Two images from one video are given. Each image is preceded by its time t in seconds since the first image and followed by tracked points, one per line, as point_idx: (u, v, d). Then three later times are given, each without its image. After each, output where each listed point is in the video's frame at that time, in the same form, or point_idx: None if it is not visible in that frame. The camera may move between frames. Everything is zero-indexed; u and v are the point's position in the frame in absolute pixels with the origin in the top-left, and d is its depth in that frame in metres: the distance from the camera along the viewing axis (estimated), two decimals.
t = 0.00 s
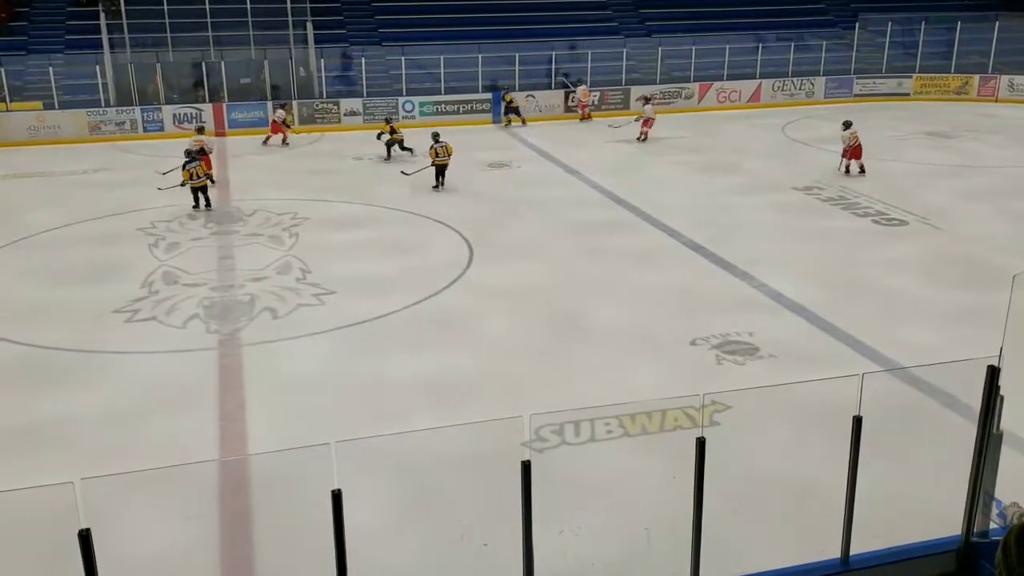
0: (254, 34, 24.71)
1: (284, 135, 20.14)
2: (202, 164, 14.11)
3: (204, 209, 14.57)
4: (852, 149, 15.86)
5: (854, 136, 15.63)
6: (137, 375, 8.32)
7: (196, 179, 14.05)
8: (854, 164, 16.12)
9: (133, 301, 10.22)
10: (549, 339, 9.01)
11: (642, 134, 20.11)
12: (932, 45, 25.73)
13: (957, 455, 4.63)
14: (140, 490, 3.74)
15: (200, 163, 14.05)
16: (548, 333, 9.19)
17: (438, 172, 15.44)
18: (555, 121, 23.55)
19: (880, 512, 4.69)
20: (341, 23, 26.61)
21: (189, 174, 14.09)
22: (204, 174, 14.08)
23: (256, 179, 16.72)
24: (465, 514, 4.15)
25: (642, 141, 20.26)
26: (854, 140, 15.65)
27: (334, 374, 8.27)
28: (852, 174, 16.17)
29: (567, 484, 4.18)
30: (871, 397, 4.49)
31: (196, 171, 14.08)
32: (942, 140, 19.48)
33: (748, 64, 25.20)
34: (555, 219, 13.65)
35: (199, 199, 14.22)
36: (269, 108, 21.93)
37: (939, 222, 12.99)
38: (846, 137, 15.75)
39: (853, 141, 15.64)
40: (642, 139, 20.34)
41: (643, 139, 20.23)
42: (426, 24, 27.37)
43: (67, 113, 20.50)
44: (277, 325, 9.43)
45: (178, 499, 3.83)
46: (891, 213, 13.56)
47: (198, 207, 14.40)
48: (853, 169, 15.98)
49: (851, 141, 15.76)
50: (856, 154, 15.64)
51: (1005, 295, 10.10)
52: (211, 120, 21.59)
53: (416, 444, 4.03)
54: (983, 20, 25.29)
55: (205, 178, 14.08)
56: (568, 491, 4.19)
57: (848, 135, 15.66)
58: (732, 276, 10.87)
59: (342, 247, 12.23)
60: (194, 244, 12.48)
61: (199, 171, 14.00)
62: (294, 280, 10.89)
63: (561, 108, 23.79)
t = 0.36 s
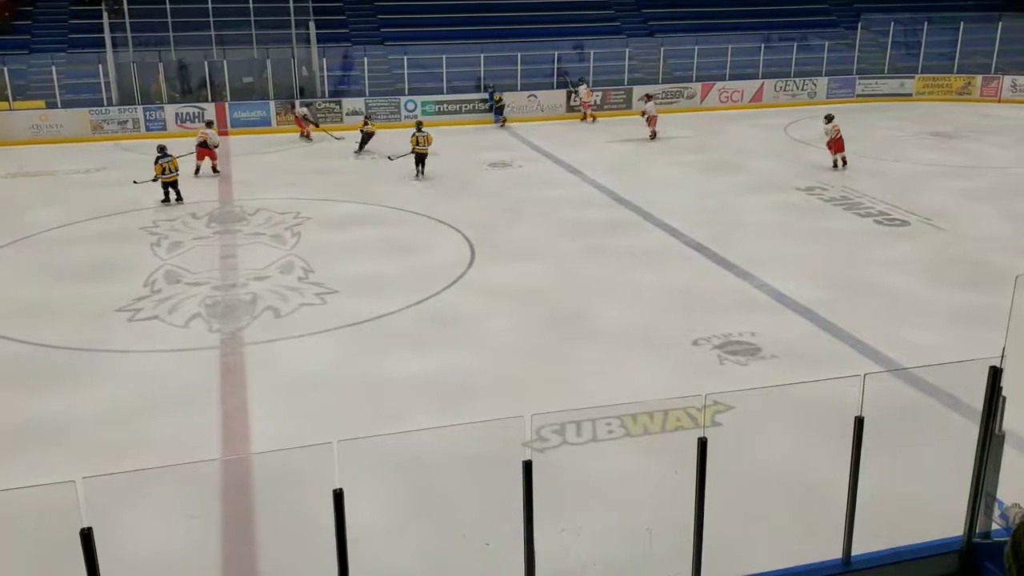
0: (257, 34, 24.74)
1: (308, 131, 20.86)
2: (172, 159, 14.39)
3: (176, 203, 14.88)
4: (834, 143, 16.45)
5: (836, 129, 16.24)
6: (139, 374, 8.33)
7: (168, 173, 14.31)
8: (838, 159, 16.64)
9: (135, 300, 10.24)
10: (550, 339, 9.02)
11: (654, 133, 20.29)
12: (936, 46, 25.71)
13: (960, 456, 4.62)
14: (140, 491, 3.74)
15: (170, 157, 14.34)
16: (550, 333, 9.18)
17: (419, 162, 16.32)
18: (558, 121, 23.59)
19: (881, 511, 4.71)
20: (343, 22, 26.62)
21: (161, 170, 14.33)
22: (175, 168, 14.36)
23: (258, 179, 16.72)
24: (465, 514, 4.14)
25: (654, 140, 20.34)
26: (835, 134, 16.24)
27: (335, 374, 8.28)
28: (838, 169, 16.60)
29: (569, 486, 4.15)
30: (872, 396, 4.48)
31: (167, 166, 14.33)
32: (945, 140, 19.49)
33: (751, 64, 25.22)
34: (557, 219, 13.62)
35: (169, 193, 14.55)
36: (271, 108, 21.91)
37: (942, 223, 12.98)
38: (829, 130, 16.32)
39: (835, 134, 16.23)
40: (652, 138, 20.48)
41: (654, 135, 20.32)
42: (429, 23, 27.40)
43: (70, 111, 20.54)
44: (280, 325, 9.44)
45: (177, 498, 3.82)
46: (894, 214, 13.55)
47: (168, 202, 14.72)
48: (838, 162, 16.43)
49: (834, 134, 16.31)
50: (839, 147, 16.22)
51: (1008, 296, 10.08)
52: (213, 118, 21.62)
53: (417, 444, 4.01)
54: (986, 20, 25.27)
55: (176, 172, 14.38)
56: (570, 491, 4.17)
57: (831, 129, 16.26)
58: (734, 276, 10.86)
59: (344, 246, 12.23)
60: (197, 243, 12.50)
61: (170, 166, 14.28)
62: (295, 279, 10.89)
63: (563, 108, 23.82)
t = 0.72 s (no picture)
0: (261, 34, 24.79)
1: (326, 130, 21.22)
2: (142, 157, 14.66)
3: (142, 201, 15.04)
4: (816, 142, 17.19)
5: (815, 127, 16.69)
6: (143, 373, 8.35)
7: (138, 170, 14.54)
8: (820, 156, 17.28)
9: (140, 299, 10.25)
10: (554, 339, 9.03)
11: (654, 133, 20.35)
12: (940, 47, 25.66)
13: (966, 458, 4.60)
14: (145, 491, 3.75)
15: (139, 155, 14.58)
16: (553, 333, 9.18)
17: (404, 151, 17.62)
18: (562, 121, 23.48)
19: (884, 513, 4.69)
20: (347, 23, 26.62)
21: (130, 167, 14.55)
22: (144, 166, 14.62)
23: (262, 179, 16.74)
24: (470, 515, 4.14)
25: (655, 141, 20.37)
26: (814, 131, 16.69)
27: (339, 373, 8.29)
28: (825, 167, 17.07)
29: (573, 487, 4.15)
30: (878, 398, 4.47)
31: (138, 163, 14.58)
32: (949, 141, 19.45)
33: (755, 64, 25.20)
34: (560, 219, 13.61)
35: (136, 190, 14.73)
36: (276, 108, 21.84)
37: (945, 224, 12.96)
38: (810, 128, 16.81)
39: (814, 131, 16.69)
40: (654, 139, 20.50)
41: (654, 135, 20.39)
42: (432, 23, 27.43)
43: (75, 111, 20.57)
44: (284, 324, 9.45)
45: (180, 498, 3.82)
46: (898, 215, 13.53)
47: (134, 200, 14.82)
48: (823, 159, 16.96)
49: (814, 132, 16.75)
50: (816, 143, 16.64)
51: (1012, 297, 10.07)
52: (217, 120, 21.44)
53: (420, 442, 4.03)
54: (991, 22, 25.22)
55: (145, 169, 14.63)
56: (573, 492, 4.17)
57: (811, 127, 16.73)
58: (737, 277, 10.85)
59: (347, 246, 12.25)
60: (201, 243, 12.53)
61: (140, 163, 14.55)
62: (299, 279, 10.90)
63: (567, 108, 23.69)
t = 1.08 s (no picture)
0: (265, 34, 24.83)
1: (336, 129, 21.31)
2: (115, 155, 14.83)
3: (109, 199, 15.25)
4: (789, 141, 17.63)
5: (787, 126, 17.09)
6: (147, 372, 8.36)
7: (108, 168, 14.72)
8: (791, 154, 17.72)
9: (143, 299, 10.27)
10: (557, 339, 9.03)
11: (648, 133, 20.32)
12: (945, 47, 25.61)
13: (970, 459, 4.60)
14: (149, 489, 3.76)
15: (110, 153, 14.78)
16: (556, 333, 9.18)
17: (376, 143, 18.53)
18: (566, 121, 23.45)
19: (888, 514, 4.67)
20: (351, 22, 26.61)
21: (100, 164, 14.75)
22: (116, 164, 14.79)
23: (265, 178, 16.75)
24: (473, 515, 4.14)
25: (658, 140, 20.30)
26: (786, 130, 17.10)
27: (342, 373, 8.29)
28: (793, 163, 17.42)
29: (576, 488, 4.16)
30: (882, 400, 4.48)
31: (109, 161, 14.76)
32: (954, 141, 19.41)
33: (759, 64, 25.17)
34: (564, 220, 13.60)
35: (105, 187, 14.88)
36: (280, 108, 21.84)
37: (949, 224, 12.94)
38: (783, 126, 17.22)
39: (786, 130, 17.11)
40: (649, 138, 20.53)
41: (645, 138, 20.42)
42: (436, 23, 27.43)
43: (80, 111, 20.61)
44: (287, 324, 9.45)
45: (184, 497, 3.82)
46: (902, 215, 13.52)
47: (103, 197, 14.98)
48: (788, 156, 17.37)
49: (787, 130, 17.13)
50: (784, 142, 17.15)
51: (1017, 298, 10.04)
52: (222, 119, 21.62)
53: (426, 440, 4.03)
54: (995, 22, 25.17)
55: (118, 168, 14.80)
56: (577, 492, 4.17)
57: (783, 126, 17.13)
58: (741, 277, 10.84)
59: (351, 246, 12.26)
60: (205, 242, 12.54)
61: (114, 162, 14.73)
62: (303, 279, 10.90)
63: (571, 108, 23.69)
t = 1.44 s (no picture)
0: (267, 34, 24.92)
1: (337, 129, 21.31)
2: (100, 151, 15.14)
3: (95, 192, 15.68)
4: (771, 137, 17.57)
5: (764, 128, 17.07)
6: (150, 371, 8.37)
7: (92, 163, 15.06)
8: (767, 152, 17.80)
9: (146, 298, 10.27)
10: (558, 338, 9.03)
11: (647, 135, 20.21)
12: (947, 47, 25.61)
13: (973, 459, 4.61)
14: (152, 488, 3.76)
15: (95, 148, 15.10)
16: (558, 333, 9.17)
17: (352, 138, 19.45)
18: (568, 121, 23.44)
19: (891, 513, 4.65)
20: (352, 23, 26.66)
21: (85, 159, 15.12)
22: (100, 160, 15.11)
23: (267, 178, 16.75)
24: (474, 515, 4.13)
25: (648, 140, 20.27)
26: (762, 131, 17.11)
27: (345, 372, 8.31)
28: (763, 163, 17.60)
29: (579, 487, 4.14)
30: (885, 399, 4.45)
31: (93, 156, 15.09)
32: (957, 141, 19.41)
33: (761, 63, 25.18)
34: (566, 219, 13.59)
35: (90, 180, 15.27)
36: (282, 107, 21.87)
37: (952, 225, 12.92)
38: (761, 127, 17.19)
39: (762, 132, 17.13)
40: (643, 139, 20.47)
41: (646, 139, 20.24)
42: (438, 23, 27.45)
43: (83, 110, 20.63)
44: (289, 324, 9.46)
45: (186, 496, 3.82)
46: (905, 215, 13.51)
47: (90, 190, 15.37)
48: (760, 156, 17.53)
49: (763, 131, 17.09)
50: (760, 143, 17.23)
51: (1020, 298, 10.02)
52: (223, 118, 21.56)
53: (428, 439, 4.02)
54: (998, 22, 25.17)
55: (102, 163, 15.12)
56: (579, 492, 4.17)
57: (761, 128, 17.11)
58: (743, 277, 10.84)
59: (353, 245, 12.27)
60: (207, 241, 12.54)
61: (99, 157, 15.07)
62: (305, 279, 10.91)
63: (573, 108, 23.69)
